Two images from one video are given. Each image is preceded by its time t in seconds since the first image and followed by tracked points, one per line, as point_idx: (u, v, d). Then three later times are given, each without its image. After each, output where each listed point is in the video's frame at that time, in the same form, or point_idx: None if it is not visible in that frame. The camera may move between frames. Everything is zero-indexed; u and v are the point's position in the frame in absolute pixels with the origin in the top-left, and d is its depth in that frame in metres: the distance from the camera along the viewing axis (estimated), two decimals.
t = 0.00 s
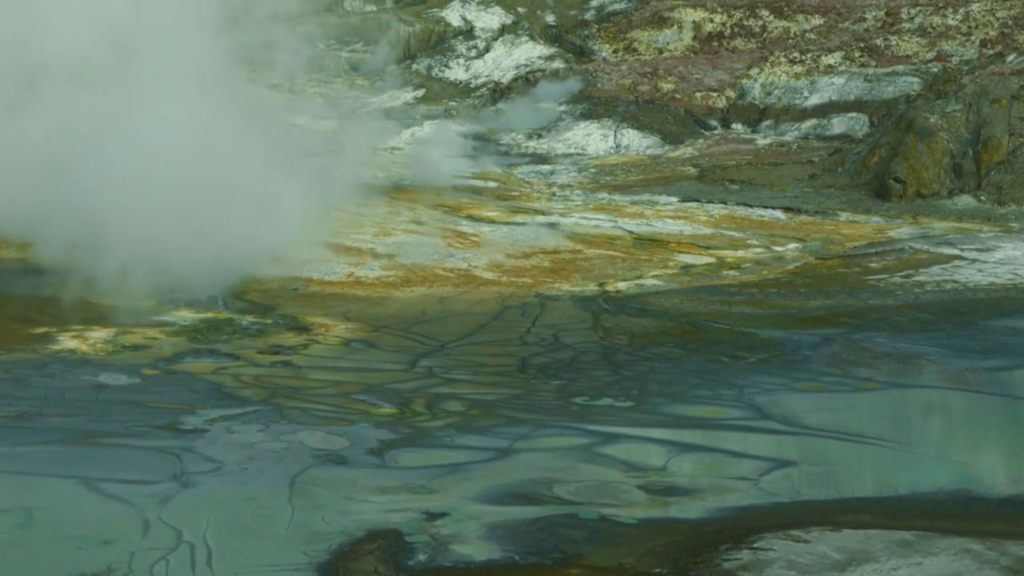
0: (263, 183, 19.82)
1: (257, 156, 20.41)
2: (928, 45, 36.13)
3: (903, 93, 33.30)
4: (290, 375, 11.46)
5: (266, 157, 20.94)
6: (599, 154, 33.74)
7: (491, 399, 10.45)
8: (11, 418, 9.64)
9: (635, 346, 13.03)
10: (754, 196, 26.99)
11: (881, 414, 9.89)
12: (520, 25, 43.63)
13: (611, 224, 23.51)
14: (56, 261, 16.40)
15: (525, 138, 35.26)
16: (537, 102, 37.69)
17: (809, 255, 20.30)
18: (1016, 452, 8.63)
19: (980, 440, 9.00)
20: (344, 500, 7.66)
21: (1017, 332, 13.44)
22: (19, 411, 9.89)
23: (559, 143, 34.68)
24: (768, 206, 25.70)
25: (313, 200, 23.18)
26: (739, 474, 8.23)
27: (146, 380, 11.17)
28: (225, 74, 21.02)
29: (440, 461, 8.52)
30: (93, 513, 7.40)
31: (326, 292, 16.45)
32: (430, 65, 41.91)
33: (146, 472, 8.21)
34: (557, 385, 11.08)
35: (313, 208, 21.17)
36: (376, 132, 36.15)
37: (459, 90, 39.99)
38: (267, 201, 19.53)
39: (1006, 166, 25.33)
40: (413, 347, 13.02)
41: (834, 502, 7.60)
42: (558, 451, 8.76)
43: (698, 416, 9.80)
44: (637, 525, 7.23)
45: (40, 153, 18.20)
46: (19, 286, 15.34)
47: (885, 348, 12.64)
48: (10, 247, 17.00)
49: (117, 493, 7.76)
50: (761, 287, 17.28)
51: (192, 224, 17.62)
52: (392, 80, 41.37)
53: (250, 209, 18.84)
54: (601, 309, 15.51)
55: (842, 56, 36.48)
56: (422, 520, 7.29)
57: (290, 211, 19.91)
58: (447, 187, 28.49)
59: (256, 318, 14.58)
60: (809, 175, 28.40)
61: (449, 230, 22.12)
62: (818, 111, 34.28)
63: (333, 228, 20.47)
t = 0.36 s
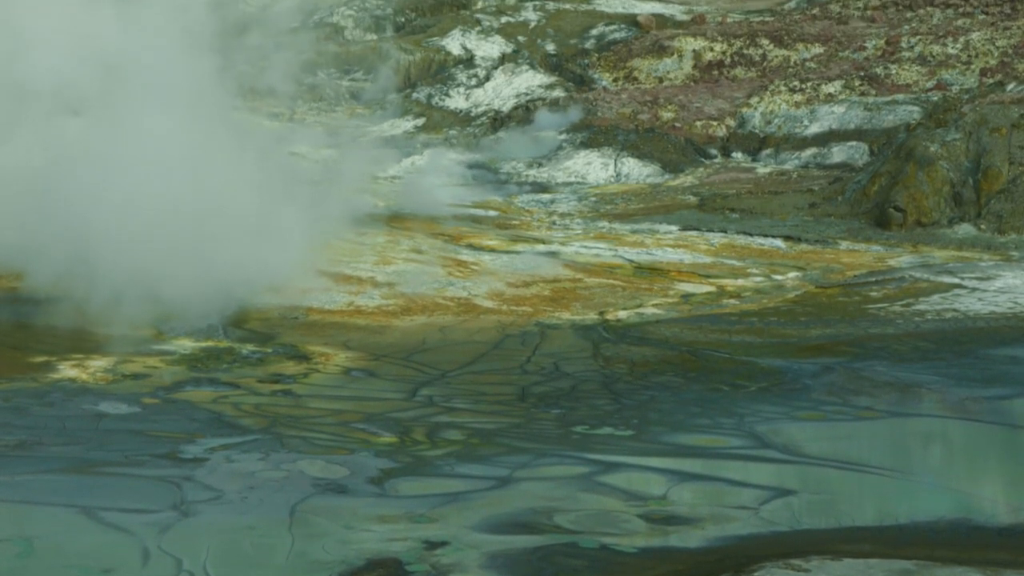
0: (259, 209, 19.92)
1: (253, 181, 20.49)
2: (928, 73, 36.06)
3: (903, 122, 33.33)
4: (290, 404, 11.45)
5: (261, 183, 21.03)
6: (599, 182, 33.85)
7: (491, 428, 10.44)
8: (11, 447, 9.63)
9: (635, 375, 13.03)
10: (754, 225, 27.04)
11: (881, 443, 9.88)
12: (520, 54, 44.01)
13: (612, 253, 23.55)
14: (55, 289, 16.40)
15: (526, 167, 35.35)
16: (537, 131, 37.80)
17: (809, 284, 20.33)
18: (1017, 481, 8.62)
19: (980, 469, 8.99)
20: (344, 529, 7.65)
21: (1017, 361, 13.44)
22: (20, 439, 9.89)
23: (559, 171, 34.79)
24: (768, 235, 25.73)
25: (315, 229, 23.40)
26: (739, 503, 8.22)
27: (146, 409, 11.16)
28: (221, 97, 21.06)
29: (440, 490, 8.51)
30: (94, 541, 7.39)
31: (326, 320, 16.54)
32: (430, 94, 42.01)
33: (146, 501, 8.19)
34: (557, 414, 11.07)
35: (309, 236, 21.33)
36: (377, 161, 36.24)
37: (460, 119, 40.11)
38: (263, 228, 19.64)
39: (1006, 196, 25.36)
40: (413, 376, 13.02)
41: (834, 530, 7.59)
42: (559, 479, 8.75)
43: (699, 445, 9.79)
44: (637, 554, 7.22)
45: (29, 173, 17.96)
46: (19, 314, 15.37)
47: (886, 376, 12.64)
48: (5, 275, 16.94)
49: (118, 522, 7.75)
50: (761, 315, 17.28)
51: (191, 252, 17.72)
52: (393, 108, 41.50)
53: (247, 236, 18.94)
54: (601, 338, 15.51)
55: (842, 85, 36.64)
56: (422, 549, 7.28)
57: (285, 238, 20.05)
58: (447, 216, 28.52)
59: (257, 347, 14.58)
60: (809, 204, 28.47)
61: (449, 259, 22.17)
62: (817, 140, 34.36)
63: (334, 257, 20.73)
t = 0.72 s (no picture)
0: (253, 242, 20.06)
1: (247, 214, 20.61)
2: (928, 106, 36.07)
3: (904, 155, 33.33)
4: (290, 437, 11.43)
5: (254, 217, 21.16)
6: (599, 216, 33.94)
7: (491, 461, 10.43)
8: (10, 480, 9.62)
9: (635, 408, 13.01)
10: (754, 258, 27.08)
11: (881, 476, 9.86)
12: (521, 87, 44.16)
13: (612, 286, 23.59)
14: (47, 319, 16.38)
15: (526, 200, 35.42)
16: (538, 163, 37.88)
17: (809, 317, 20.35)
18: (1018, 514, 8.60)
19: (981, 503, 8.97)
20: (344, 563, 7.63)
21: (1017, 394, 13.43)
22: (19, 473, 9.87)
23: (559, 204, 34.88)
24: (769, 268, 25.75)
25: (314, 262, 23.55)
26: (739, 536, 8.19)
27: (146, 443, 11.14)
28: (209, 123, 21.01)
29: (440, 523, 8.49)
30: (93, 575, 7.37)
31: (326, 353, 16.64)
32: (430, 126, 42.12)
33: (145, 535, 8.18)
34: (557, 447, 11.05)
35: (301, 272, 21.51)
36: (377, 194, 36.31)
37: (460, 153, 40.22)
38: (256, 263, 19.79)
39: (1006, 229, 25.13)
40: (412, 410, 13.00)
41: (835, 564, 7.57)
42: (559, 513, 8.73)
43: (700, 478, 9.77)
44: None
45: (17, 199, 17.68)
46: (17, 345, 15.37)
47: (886, 409, 12.62)
48: None
49: (117, 555, 7.73)
50: (762, 348, 17.29)
51: (185, 288, 17.83)
52: (393, 141, 41.60)
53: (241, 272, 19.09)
54: (601, 371, 15.50)
55: (842, 118, 36.78)
56: None
57: (278, 276, 20.19)
58: (447, 249, 28.55)
59: (256, 380, 14.59)
60: (809, 236, 28.53)
61: (449, 292, 22.20)
62: (817, 173, 34.40)
63: (333, 291, 20.95)
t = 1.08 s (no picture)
0: (248, 272, 20.11)
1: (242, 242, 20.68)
2: (928, 136, 36.17)
3: (904, 185, 33.36)
4: (290, 468, 11.42)
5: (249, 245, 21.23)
6: (599, 246, 34.02)
7: (491, 492, 10.42)
8: (11, 511, 9.61)
9: (635, 438, 13.02)
10: (754, 288, 27.13)
11: (881, 507, 9.85)
12: (521, 117, 44.46)
13: (612, 316, 23.66)
14: (44, 348, 16.35)
15: (526, 230, 35.51)
16: (539, 193, 37.97)
17: (809, 347, 20.36)
18: (1018, 545, 8.59)
19: (981, 534, 8.95)
20: None
21: (1018, 425, 13.43)
22: (19, 503, 9.86)
23: (558, 234, 35.01)
24: (769, 298, 25.79)
25: (313, 292, 23.67)
26: (739, 566, 8.19)
27: (146, 473, 11.14)
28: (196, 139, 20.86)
29: (439, 554, 8.48)
30: None
31: (326, 383, 16.67)
32: (431, 157, 42.24)
33: (145, 565, 8.17)
34: (557, 478, 11.05)
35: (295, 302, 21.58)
36: (377, 225, 36.40)
37: (460, 183, 40.36)
38: (251, 292, 19.84)
39: (1006, 259, 25.33)
40: (412, 440, 13.00)
41: None
42: (559, 543, 8.72)
43: (700, 508, 9.77)
44: None
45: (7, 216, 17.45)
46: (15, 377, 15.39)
47: (885, 440, 12.62)
48: None
49: None
50: (762, 379, 17.29)
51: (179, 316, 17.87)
52: (393, 172, 41.71)
53: (238, 302, 19.14)
54: (601, 401, 15.50)
55: (842, 148, 36.88)
56: None
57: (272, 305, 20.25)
58: (447, 279, 28.58)
59: (257, 411, 14.58)
60: (809, 267, 28.61)
61: (449, 322, 22.24)
62: (817, 204, 34.47)
63: (332, 321, 21.11)
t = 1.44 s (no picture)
0: (248, 303, 20.31)
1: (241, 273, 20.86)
2: (927, 173, 36.26)
3: (904, 222, 33.40)
4: (290, 505, 11.42)
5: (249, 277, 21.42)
6: (599, 282, 34.12)
7: (491, 529, 10.42)
8: (10, 548, 9.61)
9: (636, 475, 13.03)
10: (754, 325, 27.22)
11: (881, 544, 9.85)
12: (521, 154, 44.74)
13: (613, 353, 23.70)
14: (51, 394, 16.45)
15: (526, 267, 35.61)
16: (541, 229, 38.13)
17: (809, 384, 20.38)
18: None
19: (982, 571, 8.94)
20: None
21: (1019, 462, 13.43)
22: (19, 540, 9.87)
23: (558, 270, 35.16)
24: (769, 335, 25.84)
25: (313, 327, 23.79)
26: None
27: (146, 510, 11.14)
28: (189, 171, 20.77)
29: None
30: None
31: (327, 420, 16.68)
32: (431, 194, 42.37)
33: None
34: (557, 514, 11.06)
35: (294, 335, 21.79)
36: (377, 261, 36.52)
37: (460, 221, 40.51)
38: (252, 324, 20.04)
39: (1006, 296, 25.38)
40: (413, 477, 13.00)
41: None
42: None
43: (700, 546, 9.77)
44: None
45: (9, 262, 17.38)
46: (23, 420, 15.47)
47: (886, 477, 12.62)
48: None
49: None
50: (763, 416, 17.31)
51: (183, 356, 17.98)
52: (393, 209, 41.85)
53: (238, 335, 19.34)
54: (602, 438, 15.51)
55: (842, 185, 36.99)
56: None
57: (272, 337, 20.46)
58: (447, 317, 28.64)
59: (257, 448, 14.58)
60: (809, 303, 28.70)
61: (450, 359, 22.28)
62: (818, 241, 34.54)
63: (332, 358, 21.20)
